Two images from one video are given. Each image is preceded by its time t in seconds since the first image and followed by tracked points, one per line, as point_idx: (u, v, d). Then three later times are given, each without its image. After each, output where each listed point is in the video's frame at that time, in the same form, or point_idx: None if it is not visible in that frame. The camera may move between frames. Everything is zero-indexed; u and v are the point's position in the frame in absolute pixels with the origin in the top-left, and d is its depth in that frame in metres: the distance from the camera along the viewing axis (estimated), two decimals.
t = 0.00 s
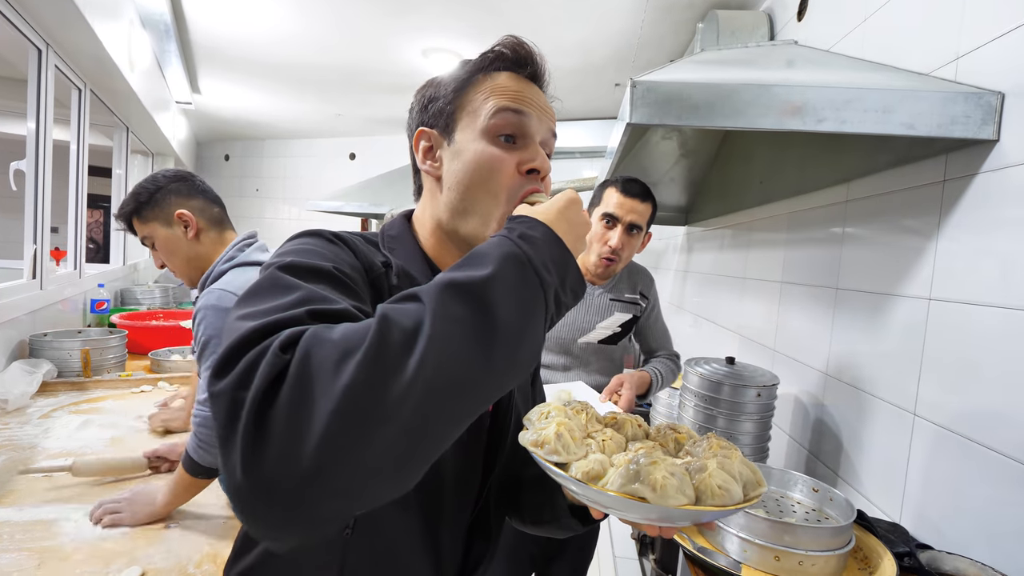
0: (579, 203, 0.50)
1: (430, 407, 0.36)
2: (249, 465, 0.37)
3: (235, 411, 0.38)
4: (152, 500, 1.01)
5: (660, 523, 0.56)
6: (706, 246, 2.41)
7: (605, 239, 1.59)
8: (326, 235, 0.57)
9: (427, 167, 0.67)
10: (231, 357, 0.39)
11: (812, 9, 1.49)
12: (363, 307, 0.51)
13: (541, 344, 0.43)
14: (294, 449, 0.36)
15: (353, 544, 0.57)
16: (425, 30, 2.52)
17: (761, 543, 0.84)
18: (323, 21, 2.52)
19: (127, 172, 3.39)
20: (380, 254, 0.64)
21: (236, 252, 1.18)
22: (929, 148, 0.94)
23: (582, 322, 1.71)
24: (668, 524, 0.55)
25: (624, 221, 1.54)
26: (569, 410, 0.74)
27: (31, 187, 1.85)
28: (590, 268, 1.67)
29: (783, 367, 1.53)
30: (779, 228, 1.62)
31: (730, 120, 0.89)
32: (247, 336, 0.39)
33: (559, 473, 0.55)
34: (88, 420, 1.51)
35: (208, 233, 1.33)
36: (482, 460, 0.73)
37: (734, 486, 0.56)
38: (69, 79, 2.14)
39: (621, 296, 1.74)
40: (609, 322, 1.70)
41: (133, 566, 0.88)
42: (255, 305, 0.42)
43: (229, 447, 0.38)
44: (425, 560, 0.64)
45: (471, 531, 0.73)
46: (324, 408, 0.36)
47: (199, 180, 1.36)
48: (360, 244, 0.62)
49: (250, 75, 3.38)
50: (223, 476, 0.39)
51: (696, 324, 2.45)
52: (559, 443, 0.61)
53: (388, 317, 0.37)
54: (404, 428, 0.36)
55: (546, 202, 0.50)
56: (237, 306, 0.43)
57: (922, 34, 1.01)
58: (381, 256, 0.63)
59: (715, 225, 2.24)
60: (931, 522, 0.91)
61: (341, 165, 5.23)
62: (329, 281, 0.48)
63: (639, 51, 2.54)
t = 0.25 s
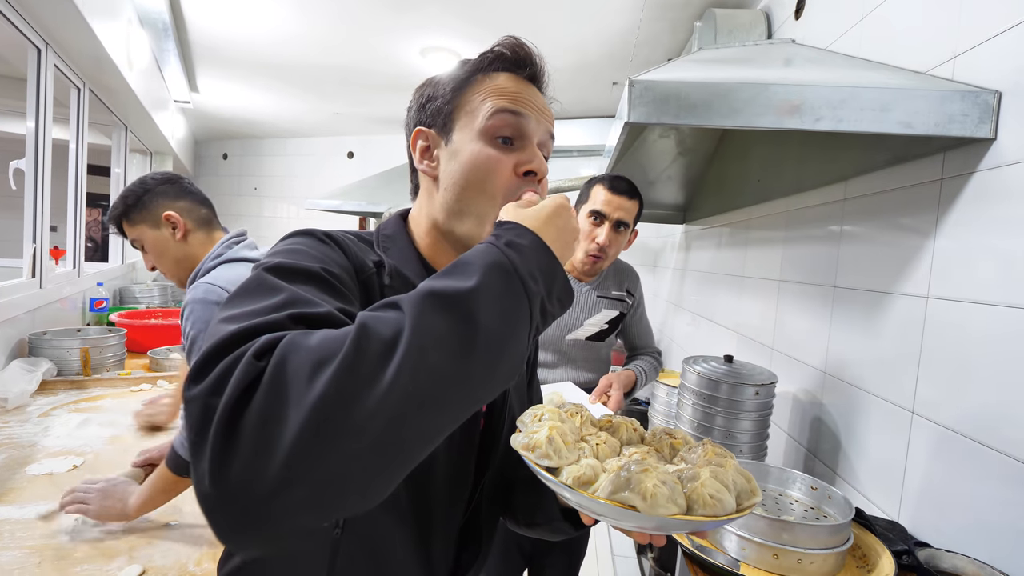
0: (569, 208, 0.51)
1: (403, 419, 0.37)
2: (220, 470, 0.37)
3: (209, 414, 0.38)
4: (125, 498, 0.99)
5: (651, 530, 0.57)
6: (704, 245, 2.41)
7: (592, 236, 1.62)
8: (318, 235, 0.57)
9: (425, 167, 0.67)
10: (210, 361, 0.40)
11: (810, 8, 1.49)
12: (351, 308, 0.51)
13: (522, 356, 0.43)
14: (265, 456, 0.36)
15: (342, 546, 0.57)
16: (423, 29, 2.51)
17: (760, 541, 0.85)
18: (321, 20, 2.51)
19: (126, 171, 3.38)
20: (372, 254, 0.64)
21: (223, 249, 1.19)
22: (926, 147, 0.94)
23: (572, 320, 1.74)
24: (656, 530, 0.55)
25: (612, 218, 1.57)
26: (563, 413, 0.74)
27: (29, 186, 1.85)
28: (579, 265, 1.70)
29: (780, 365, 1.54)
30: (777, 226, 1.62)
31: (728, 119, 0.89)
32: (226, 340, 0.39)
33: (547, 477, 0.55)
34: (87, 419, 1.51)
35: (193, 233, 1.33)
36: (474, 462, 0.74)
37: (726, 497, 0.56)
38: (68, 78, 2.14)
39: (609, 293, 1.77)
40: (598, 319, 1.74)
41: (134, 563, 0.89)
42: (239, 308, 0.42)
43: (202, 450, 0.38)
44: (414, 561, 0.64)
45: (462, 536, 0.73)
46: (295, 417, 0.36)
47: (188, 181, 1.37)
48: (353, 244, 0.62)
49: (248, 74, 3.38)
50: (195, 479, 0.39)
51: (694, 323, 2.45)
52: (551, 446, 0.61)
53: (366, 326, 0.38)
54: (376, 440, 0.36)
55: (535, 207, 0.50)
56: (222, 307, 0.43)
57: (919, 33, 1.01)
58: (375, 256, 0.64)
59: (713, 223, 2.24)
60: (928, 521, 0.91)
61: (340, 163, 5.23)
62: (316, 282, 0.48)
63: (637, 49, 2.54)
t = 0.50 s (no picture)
0: (561, 212, 0.52)
1: (400, 428, 0.37)
2: (220, 478, 0.37)
3: (209, 423, 0.39)
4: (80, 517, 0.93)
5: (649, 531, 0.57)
6: (704, 245, 2.41)
7: (583, 235, 1.65)
8: (314, 237, 0.57)
9: (422, 167, 0.67)
10: (211, 367, 0.40)
11: (810, 8, 1.49)
12: (349, 311, 0.51)
13: (519, 362, 0.43)
14: (264, 465, 0.36)
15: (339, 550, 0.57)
16: (424, 29, 2.52)
17: (761, 541, 0.85)
18: (323, 21, 2.52)
19: (127, 172, 3.39)
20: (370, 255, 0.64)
21: (200, 250, 1.22)
22: (926, 147, 0.94)
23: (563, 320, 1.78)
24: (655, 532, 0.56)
25: (601, 218, 1.61)
26: (561, 414, 0.74)
27: (32, 187, 1.86)
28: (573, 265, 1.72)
29: (781, 365, 1.54)
30: (777, 226, 1.62)
31: (728, 119, 0.89)
32: (225, 347, 0.39)
33: (546, 480, 0.55)
34: (90, 419, 1.51)
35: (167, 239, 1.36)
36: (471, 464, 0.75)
37: (723, 498, 0.56)
38: (70, 79, 2.14)
39: (599, 293, 1.84)
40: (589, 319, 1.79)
41: (136, 563, 0.89)
42: (236, 314, 0.43)
43: (202, 458, 0.39)
44: (412, 562, 0.65)
45: (458, 536, 0.73)
46: (294, 426, 0.36)
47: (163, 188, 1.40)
48: (351, 246, 0.62)
49: (250, 75, 3.38)
50: (195, 487, 0.39)
51: (695, 323, 2.45)
52: (549, 449, 0.60)
53: (364, 334, 0.38)
54: (374, 448, 0.37)
55: (527, 212, 0.51)
56: (220, 311, 0.44)
57: (920, 34, 1.01)
58: (372, 257, 0.64)
59: (714, 223, 2.24)
60: (929, 521, 0.91)
61: (341, 164, 5.24)
62: (314, 286, 0.48)
63: (637, 50, 2.54)
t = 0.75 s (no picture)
0: (560, 214, 0.51)
1: (406, 432, 0.37)
2: (225, 484, 0.37)
3: (211, 428, 0.38)
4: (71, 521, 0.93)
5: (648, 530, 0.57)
6: (703, 244, 2.41)
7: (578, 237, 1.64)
8: (310, 238, 0.57)
9: (418, 166, 0.67)
10: (212, 373, 0.40)
11: (809, 7, 1.49)
12: (346, 312, 0.51)
13: (520, 365, 0.43)
14: (270, 471, 0.36)
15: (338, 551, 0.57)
16: (423, 29, 2.51)
17: (759, 540, 0.85)
18: (321, 21, 2.51)
19: (126, 172, 3.38)
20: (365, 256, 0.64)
21: (172, 249, 1.21)
22: (925, 146, 0.94)
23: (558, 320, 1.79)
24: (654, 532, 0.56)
25: (596, 220, 1.61)
26: (558, 414, 0.74)
27: (30, 187, 1.85)
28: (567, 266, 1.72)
29: (780, 364, 1.54)
30: (776, 226, 1.62)
31: (726, 119, 0.89)
32: (228, 350, 0.39)
33: (547, 482, 0.55)
34: (88, 419, 1.51)
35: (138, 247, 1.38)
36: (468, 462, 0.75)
37: (721, 497, 0.56)
38: (68, 79, 2.14)
39: (593, 292, 1.85)
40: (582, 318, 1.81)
41: (135, 564, 0.89)
42: (235, 317, 0.43)
43: (206, 465, 0.38)
44: (410, 561, 0.65)
45: (456, 535, 0.74)
46: (300, 431, 0.36)
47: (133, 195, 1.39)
48: (346, 246, 0.62)
49: (248, 75, 3.38)
50: (199, 493, 0.39)
51: (694, 322, 2.46)
52: (549, 450, 0.60)
53: (369, 339, 0.38)
54: (380, 453, 0.37)
55: (526, 214, 0.51)
56: (218, 314, 0.43)
57: (918, 33, 1.01)
58: (368, 257, 0.64)
59: (713, 223, 2.24)
60: (927, 519, 0.91)
61: (340, 164, 5.23)
62: (311, 288, 0.48)
63: (636, 49, 2.54)
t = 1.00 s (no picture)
0: (562, 222, 0.52)
1: (410, 439, 0.37)
2: (227, 491, 0.37)
3: (214, 433, 0.38)
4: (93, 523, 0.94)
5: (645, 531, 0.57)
6: (702, 243, 2.41)
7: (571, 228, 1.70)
8: (307, 239, 0.57)
9: (418, 166, 0.67)
10: (212, 377, 0.40)
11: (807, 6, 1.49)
12: (345, 315, 0.51)
13: (522, 372, 0.43)
14: (273, 479, 0.36)
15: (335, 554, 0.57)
16: (422, 28, 2.51)
17: (757, 538, 0.85)
18: (319, 20, 2.51)
19: (124, 172, 3.38)
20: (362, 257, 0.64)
21: (158, 249, 1.19)
22: (922, 145, 0.94)
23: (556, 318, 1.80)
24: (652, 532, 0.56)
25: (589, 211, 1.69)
26: (555, 414, 0.74)
27: (28, 187, 1.85)
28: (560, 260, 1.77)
29: (779, 362, 1.54)
30: (775, 224, 1.62)
31: (725, 118, 0.89)
32: (230, 354, 0.39)
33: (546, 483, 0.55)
34: (87, 419, 1.51)
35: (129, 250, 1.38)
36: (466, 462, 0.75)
37: (718, 497, 0.56)
38: (66, 79, 2.14)
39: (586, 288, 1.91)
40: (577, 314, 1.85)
41: (134, 564, 0.89)
42: (235, 320, 0.42)
43: (206, 473, 0.38)
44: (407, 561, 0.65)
45: (454, 534, 0.74)
46: (304, 439, 0.36)
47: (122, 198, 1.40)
48: (344, 248, 0.62)
49: (246, 75, 3.38)
50: (199, 500, 0.39)
51: (693, 321, 2.45)
52: (547, 450, 0.60)
53: (373, 346, 0.38)
54: (384, 461, 0.37)
55: (528, 222, 0.51)
56: (218, 316, 0.43)
57: (916, 32, 1.01)
58: (365, 258, 0.64)
59: (712, 222, 2.24)
60: (925, 517, 0.91)
61: (339, 163, 5.23)
62: (311, 290, 0.48)
63: (634, 48, 2.54)
